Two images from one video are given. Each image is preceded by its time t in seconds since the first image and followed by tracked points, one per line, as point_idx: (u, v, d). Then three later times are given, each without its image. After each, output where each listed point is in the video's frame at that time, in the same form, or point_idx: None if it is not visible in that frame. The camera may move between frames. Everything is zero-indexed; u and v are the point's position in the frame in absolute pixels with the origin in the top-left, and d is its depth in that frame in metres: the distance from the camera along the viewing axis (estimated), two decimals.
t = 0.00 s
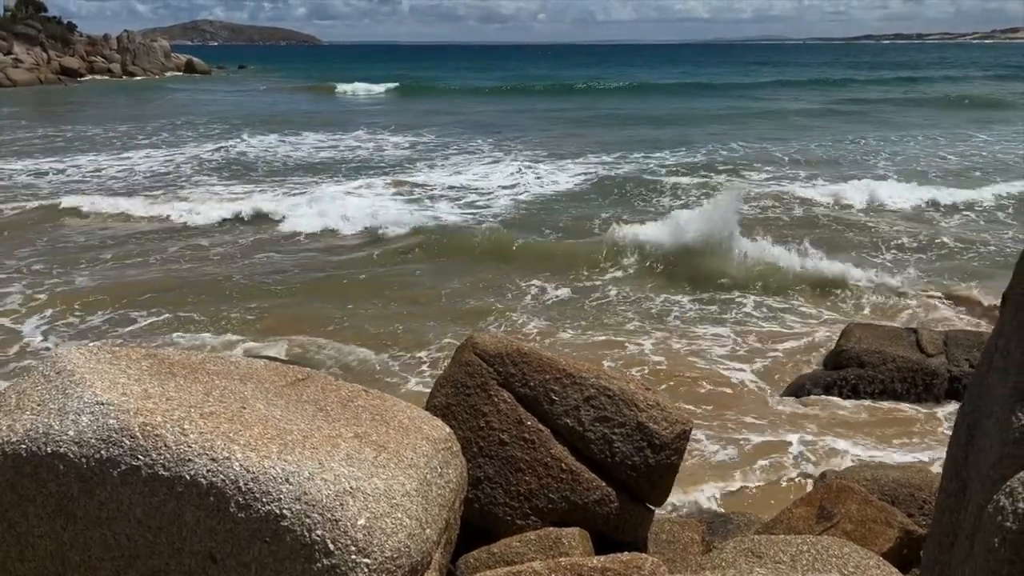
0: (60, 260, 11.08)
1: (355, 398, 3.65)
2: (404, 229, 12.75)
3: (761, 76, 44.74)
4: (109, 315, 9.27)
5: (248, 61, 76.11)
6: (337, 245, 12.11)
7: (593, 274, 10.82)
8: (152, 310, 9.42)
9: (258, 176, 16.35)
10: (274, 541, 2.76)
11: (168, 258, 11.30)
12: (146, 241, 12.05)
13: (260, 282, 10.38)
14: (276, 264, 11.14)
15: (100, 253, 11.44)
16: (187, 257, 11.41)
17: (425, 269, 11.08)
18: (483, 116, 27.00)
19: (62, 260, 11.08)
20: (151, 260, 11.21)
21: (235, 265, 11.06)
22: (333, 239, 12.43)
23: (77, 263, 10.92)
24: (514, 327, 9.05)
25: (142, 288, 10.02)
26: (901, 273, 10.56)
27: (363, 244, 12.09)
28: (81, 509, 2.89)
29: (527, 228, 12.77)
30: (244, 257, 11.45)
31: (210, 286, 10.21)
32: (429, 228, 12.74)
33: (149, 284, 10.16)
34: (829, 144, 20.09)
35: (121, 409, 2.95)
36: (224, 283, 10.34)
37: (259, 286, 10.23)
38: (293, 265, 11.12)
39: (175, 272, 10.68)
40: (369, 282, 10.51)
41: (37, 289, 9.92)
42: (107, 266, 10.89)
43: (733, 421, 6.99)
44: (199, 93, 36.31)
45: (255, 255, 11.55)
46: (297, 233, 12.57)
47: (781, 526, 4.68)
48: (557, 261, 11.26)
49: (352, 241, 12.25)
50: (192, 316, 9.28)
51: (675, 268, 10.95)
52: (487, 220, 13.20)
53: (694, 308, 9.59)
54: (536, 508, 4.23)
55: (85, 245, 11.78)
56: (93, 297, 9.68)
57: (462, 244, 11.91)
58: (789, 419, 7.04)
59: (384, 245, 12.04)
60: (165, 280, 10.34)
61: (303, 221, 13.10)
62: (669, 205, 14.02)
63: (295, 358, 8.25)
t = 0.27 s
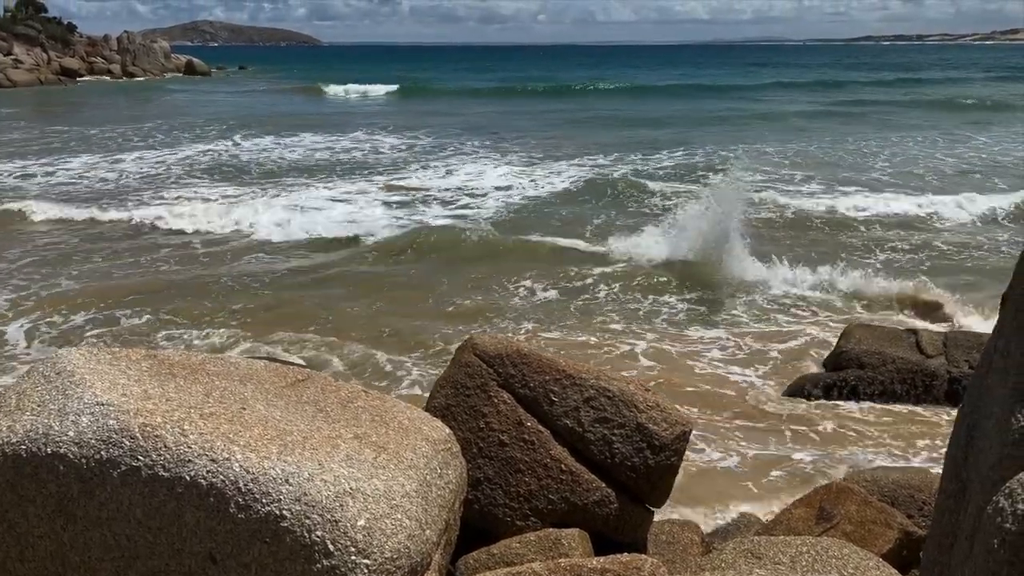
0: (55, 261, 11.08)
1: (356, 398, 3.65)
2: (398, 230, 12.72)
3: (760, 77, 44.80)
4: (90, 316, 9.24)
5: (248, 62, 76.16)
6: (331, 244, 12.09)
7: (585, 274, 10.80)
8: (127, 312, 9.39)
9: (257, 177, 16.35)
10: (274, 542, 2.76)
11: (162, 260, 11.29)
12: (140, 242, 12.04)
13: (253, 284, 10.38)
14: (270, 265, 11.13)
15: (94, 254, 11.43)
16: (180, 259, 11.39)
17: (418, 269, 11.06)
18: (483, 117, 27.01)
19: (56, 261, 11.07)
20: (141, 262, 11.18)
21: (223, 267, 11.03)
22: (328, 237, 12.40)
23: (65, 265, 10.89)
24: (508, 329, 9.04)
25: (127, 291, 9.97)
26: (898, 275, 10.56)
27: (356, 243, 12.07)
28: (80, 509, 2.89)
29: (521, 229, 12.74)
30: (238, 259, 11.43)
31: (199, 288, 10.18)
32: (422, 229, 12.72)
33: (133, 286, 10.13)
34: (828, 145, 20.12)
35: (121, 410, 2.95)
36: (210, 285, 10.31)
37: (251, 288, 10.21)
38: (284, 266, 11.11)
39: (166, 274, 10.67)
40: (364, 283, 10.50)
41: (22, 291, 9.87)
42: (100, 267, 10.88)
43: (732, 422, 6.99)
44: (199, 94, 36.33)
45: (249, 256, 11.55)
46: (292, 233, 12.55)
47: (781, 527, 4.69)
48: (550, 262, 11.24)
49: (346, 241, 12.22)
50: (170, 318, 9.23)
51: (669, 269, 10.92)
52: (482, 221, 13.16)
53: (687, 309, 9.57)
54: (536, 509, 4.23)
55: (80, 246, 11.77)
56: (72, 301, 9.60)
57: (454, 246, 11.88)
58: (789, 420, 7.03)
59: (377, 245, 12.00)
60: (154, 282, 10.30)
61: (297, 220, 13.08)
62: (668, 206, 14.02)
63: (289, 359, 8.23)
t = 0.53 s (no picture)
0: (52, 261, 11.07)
1: (354, 398, 3.65)
2: (395, 230, 12.70)
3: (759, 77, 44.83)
4: (78, 316, 9.21)
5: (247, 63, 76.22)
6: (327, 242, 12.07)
7: (580, 274, 10.79)
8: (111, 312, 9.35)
9: (257, 177, 16.36)
10: (273, 542, 2.77)
11: (158, 260, 11.27)
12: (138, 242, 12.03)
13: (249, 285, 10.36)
14: (266, 266, 11.12)
15: (90, 254, 11.42)
16: (177, 259, 11.37)
17: (412, 269, 11.05)
18: (482, 117, 27.03)
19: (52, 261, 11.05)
20: (135, 263, 11.15)
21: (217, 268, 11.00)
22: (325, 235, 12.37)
23: (57, 266, 10.86)
24: (504, 330, 9.04)
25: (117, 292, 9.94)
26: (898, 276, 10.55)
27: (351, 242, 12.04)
28: (79, 508, 2.89)
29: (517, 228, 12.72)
30: (235, 259, 11.42)
31: (192, 289, 10.15)
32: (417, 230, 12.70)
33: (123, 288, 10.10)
34: (827, 146, 20.15)
35: (120, 409, 2.95)
36: (202, 286, 10.29)
37: (245, 289, 10.20)
38: (279, 267, 11.09)
39: (161, 275, 10.64)
40: (359, 284, 10.49)
41: (11, 292, 9.83)
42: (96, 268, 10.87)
43: (731, 422, 7.00)
44: (199, 94, 36.39)
45: (246, 256, 11.53)
46: (288, 231, 12.52)
47: (780, 528, 4.69)
48: (546, 261, 11.24)
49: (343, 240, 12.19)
50: (163, 318, 9.22)
51: (666, 268, 10.90)
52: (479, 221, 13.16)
53: (683, 310, 9.56)
54: (535, 509, 4.23)
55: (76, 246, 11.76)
56: (59, 302, 9.55)
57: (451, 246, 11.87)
58: (788, 420, 7.04)
59: (373, 244, 11.98)
60: (146, 284, 10.27)
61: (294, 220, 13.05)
62: (666, 205, 14.01)
63: (286, 359, 8.22)
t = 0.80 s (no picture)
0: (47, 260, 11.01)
1: (352, 396, 3.65)
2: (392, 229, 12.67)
3: (759, 77, 44.81)
4: (74, 315, 9.19)
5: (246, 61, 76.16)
6: (325, 240, 12.03)
7: (577, 272, 10.76)
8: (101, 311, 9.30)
9: (256, 175, 16.36)
10: (270, 539, 2.77)
11: (153, 259, 11.23)
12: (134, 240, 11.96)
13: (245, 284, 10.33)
14: (263, 264, 11.09)
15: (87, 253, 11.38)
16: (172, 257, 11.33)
17: (408, 268, 11.01)
18: (481, 117, 27.03)
19: (48, 260, 11.00)
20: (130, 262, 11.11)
21: (212, 267, 10.96)
22: (322, 233, 12.33)
23: (51, 265, 10.80)
24: (500, 329, 9.02)
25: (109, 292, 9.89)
26: (897, 275, 10.57)
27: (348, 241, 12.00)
28: (76, 506, 2.89)
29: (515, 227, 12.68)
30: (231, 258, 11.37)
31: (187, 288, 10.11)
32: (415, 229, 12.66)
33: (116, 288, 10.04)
34: (826, 146, 20.15)
35: (117, 407, 2.95)
36: (197, 285, 10.24)
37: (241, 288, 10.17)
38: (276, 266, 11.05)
39: (155, 274, 10.60)
40: (356, 283, 10.47)
41: (3, 292, 9.79)
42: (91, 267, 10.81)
43: (730, 421, 7.01)
44: (198, 93, 36.39)
45: (243, 254, 11.48)
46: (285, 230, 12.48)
47: (777, 527, 4.69)
48: (545, 259, 11.23)
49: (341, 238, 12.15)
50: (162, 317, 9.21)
51: (664, 267, 10.87)
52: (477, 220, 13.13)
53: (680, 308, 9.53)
54: (533, 508, 4.23)
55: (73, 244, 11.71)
56: (50, 303, 9.50)
57: (447, 246, 11.84)
58: (786, 419, 7.04)
59: (370, 242, 11.93)
60: (140, 283, 10.24)
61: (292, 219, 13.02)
62: (665, 204, 14.02)
63: (285, 357, 8.22)
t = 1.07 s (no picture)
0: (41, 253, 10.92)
1: (350, 394, 3.64)
2: (385, 225, 12.58)
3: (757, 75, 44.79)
4: (70, 312, 9.16)
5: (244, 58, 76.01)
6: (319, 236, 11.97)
7: (570, 269, 10.71)
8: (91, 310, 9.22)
9: (253, 170, 16.33)
10: (267, 536, 2.76)
11: (150, 254, 11.21)
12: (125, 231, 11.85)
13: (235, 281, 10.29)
14: (259, 259, 11.05)
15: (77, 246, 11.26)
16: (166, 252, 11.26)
17: (397, 265, 10.95)
18: (479, 115, 27.01)
19: (38, 256, 10.90)
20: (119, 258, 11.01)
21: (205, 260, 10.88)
22: (317, 230, 12.26)
23: (41, 262, 10.71)
24: (497, 326, 9.02)
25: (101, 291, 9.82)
26: (894, 271, 10.57)
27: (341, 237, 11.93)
28: (73, 504, 2.89)
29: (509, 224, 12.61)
30: (223, 250, 11.26)
31: (179, 286, 10.03)
32: (406, 225, 12.57)
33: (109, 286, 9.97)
34: (824, 144, 20.15)
35: (114, 404, 2.95)
36: (189, 282, 10.18)
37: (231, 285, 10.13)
38: (266, 260, 10.94)
39: (146, 271, 10.52)
40: (353, 280, 10.46)
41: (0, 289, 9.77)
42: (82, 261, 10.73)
43: (727, 417, 7.02)
44: (195, 89, 36.32)
45: (237, 247, 11.38)
46: (281, 225, 12.43)
47: (774, 524, 4.69)
48: (543, 256, 11.23)
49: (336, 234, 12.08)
50: (159, 314, 9.20)
51: (659, 264, 10.82)
52: (470, 216, 13.07)
53: (674, 305, 9.50)
54: (530, 505, 4.23)
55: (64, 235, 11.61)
56: (38, 302, 9.39)
57: (438, 243, 11.79)
58: (784, 416, 7.05)
59: (362, 239, 11.87)
60: (131, 282, 10.14)
61: (285, 215, 12.94)
62: (663, 201, 14.01)
63: (282, 354, 8.21)
